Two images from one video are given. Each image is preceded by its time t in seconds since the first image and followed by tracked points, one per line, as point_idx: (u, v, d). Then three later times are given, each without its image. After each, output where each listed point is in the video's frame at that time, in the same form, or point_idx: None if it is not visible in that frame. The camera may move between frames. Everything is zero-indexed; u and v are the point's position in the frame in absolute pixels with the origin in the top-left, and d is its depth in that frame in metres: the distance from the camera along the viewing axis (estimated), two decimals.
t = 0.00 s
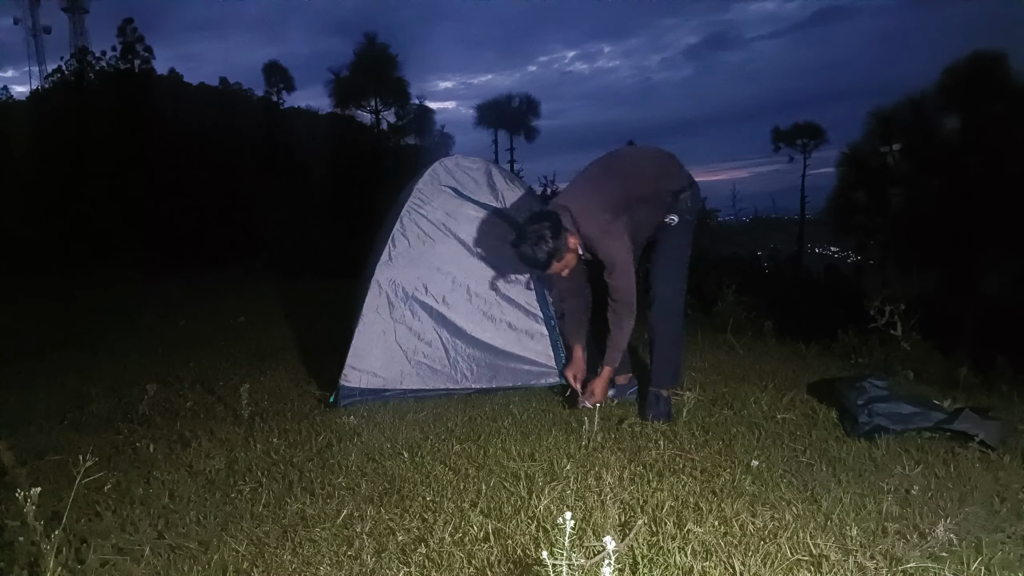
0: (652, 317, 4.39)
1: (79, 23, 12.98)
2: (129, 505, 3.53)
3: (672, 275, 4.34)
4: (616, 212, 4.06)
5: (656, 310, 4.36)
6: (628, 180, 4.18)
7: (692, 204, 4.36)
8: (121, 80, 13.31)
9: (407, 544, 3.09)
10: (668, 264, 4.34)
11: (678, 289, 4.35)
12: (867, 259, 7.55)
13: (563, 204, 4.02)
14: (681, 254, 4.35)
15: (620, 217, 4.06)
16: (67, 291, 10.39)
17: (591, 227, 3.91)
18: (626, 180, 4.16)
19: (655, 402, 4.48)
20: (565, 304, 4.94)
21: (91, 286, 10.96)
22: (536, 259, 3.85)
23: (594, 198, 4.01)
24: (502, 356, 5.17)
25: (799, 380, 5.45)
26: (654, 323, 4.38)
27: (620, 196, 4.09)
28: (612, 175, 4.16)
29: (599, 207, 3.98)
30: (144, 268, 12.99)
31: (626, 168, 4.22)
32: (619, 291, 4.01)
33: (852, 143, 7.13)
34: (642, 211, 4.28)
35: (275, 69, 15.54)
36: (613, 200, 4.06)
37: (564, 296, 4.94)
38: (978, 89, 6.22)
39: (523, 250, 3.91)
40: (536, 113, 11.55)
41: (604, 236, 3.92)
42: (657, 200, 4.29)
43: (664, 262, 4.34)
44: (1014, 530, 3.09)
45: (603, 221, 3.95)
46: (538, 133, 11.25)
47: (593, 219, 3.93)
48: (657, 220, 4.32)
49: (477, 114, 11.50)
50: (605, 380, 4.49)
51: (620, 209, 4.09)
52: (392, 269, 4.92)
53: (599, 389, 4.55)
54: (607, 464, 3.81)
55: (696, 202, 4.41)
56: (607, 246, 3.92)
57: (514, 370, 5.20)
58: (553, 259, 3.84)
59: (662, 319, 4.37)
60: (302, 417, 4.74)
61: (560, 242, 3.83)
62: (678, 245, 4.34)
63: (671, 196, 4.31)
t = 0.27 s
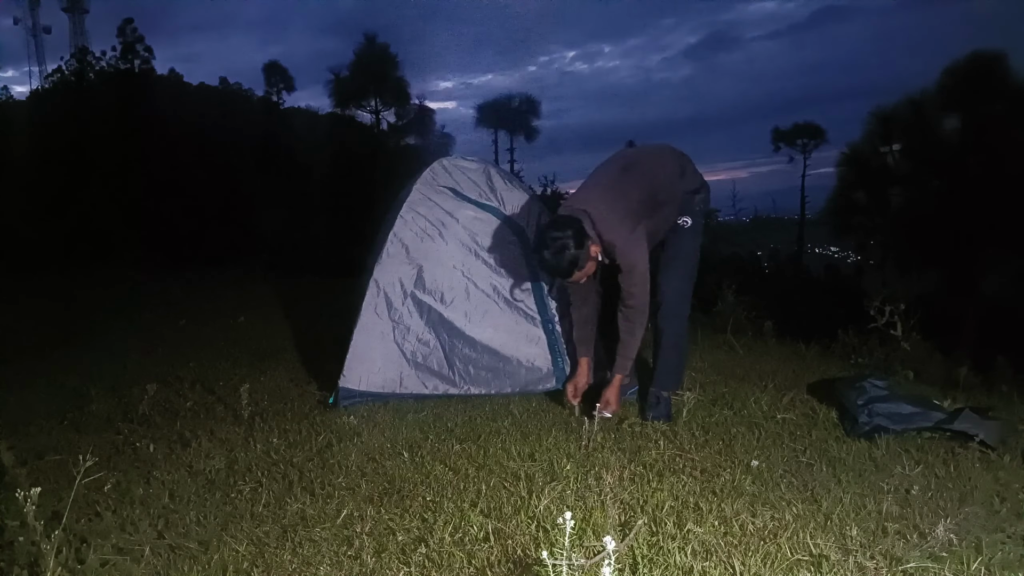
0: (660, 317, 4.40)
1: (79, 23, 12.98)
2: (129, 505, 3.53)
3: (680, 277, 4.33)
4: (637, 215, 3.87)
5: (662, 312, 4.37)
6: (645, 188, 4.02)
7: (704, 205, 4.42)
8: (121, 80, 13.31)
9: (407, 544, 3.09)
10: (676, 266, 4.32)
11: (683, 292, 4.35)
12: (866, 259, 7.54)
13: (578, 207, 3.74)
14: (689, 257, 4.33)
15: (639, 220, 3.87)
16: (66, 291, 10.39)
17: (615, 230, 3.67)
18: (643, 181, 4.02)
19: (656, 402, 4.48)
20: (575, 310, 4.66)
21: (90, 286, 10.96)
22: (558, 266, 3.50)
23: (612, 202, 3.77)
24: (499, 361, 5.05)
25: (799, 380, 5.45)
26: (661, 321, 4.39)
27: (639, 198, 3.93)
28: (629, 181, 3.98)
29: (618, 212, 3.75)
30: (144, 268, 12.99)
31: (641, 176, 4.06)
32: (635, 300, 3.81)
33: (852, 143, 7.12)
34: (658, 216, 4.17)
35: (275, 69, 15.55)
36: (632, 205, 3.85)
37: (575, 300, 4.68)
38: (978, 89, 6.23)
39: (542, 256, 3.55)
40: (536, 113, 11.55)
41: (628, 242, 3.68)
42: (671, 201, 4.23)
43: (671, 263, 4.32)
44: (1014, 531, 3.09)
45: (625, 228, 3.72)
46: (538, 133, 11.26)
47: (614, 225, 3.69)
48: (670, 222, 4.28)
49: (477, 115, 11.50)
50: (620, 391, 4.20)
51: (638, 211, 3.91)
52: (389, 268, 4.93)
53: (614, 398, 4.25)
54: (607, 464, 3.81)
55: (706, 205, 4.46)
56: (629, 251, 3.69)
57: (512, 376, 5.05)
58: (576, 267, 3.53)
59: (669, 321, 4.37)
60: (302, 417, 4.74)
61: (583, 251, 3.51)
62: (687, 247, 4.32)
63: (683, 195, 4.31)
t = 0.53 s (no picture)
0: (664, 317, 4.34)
1: (79, 23, 12.97)
2: (129, 505, 3.53)
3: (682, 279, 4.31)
4: (646, 212, 3.84)
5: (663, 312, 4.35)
6: (650, 185, 4.01)
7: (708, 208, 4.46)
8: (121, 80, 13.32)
9: (407, 544, 3.09)
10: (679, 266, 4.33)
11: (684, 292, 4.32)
12: (866, 259, 7.54)
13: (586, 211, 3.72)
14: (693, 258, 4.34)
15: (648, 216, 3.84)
16: (66, 292, 10.38)
17: (624, 229, 3.64)
18: (648, 179, 4.02)
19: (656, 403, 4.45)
20: (575, 322, 4.27)
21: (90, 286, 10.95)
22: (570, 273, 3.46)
23: (620, 200, 3.75)
24: (497, 363, 4.97)
25: (799, 380, 5.45)
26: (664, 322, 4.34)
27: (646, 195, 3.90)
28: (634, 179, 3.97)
29: (627, 211, 3.72)
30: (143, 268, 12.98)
31: (644, 174, 4.06)
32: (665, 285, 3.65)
33: (852, 143, 7.13)
34: (666, 212, 4.17)
35: (275, 69, 15.56)
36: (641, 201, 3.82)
37: (574, 311, 4.28)
38: (977, 88, 6.22)
39: (554, 261, 3.51)
40: (536, 113, 11.55)
41: (640, 239, 3.63)
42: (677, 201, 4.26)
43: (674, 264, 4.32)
44: (1014, 531, 3.09)
45: (636, 225, 3.68)
46: (538, 133, 11.26)
47: (626, 223, 3.66)
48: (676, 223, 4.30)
49: (478, 115, 11.50)
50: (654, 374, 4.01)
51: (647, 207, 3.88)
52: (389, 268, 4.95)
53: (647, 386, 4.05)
54: (607, 464, 3.81)
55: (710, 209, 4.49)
56: (644, 247, 3.63)
57: (511, 379, 4.95)
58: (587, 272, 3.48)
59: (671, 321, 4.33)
60: (302, 417, 4.74)
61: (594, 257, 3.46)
62: (690, 249, 4.33)
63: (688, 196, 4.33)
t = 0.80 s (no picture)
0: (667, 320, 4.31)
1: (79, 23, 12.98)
2: (129, 505, 3.53)
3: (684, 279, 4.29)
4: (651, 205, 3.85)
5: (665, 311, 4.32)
6: (648, 176, 4.02)
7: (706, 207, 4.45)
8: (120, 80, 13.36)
9: (407, 544, 3.09)
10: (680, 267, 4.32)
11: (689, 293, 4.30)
12: (868, 260, 7.64)
13: (587, 216, 3.73)
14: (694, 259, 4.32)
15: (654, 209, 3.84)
16: (66, 292, 10.37)
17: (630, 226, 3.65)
18: (649, 176, 4.02)
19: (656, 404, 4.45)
20: (576, 330, 4.19)
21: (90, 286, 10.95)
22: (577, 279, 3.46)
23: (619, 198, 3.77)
24: (498, 363, 4.96)
25: (799, 380, 5.45)
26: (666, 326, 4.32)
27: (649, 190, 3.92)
28: (629, 175, 4.00)
29: (630, 207, 3.74)
30: (143, 268, 12.98)
31: (641, 167, 4.08)
32: (684, 264, 3.63)
33: (852, 143, 7.16)
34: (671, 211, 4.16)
35: (275, 69, 15.57)
36: (641, 195, 3.83)
37: (576, 318, 4.19)
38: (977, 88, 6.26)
39: (559, 269, 3.52)
40: (536, 113, 11.55)
41: (646, 231, 3.65)
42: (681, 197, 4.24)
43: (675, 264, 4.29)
44: (1014, 531, 3.09)
45: (639, 218, 3.69)
46: (538, 133, 11.26)
47: (629, 220, 3.67)
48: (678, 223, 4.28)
49: (477, 115, 11.51)
50: (673, 326, 3.84)
51: (652, 201, 3.89)
52: (389, 267, 4.95)
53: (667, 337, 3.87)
54: (608, 464, 3.81)
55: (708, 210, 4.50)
56: (652, 239, 3.65)
57: (511, 379, 4.94)
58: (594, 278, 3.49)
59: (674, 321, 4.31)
60: (303, 417, 4.74)
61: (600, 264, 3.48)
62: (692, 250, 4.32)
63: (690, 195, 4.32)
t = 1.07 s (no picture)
0: (662, 323, 4.35)
1: (79, 23, 12.98)
2: (129, 505, 3.53)
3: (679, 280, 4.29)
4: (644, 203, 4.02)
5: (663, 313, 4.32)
6: (641, 169, 4.17)
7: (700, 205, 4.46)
8: (120, 80, 13.38)
9: (407, 544, 3.09)
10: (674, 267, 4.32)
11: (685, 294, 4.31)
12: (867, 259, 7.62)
13: (587, 224, 3.94)
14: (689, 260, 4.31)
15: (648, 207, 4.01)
16: (66, 292, 10.37)
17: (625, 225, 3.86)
18: (643, 176, 4.15)
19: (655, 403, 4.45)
20: (581, 346, 4.36)
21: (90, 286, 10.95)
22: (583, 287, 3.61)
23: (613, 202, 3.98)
24: (497, 363, 4.96)
25: (799, 380, 5.45)
26: (662, 330, 4.35)
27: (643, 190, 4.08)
28: (621, 173, 4.19)
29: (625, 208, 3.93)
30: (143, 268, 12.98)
31: (636, 164, 4.23)
32: (676, 246, 3.90)
33: (852, 143, 7.32)
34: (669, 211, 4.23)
35: (275, 69, 15.58)
36: (633, 191, 4.03)
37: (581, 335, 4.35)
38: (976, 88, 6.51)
39: (563, 280, 3.67)
40: (536, 113, 11.56)
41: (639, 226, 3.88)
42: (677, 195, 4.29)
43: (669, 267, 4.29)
44: (1014, 530, 3.09)
45: (633, 215, 3.90)
46: (538, 133, 11.27)
47: (624, 220, 3.88)
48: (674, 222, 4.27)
49: (477, 115, 11.51)
50: (648, 288, 3.93)
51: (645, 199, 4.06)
52: (390, 267, 4.94)
53: (640, 299, 3.92)
54: (607, 464, 3.81)
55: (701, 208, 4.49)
56: (643, 231, 3.87)
57: (510, 380, 4.94)
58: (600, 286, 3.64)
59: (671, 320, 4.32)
60: (302, 417, 4.74)
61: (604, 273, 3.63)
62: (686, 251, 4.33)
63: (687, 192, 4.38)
